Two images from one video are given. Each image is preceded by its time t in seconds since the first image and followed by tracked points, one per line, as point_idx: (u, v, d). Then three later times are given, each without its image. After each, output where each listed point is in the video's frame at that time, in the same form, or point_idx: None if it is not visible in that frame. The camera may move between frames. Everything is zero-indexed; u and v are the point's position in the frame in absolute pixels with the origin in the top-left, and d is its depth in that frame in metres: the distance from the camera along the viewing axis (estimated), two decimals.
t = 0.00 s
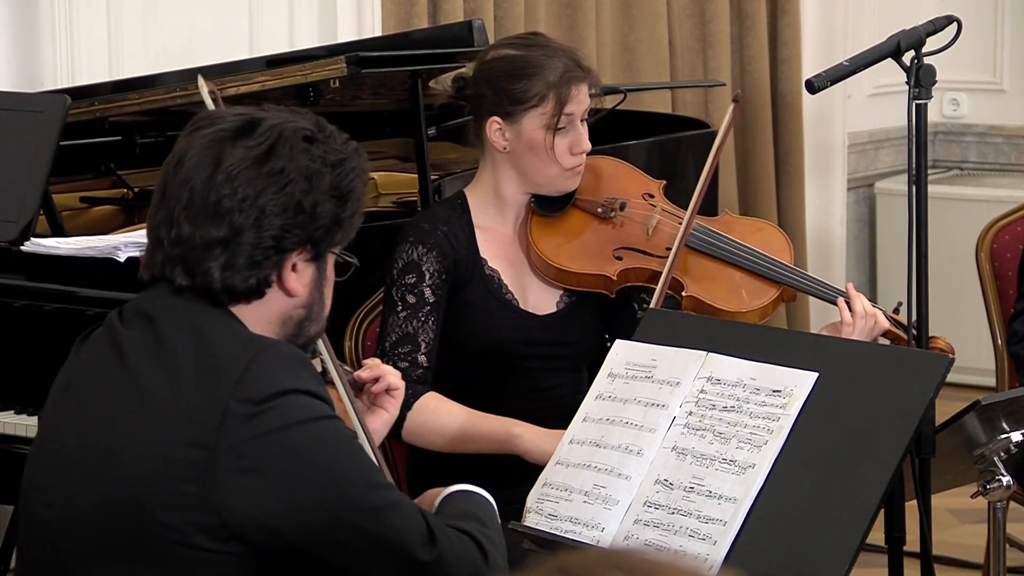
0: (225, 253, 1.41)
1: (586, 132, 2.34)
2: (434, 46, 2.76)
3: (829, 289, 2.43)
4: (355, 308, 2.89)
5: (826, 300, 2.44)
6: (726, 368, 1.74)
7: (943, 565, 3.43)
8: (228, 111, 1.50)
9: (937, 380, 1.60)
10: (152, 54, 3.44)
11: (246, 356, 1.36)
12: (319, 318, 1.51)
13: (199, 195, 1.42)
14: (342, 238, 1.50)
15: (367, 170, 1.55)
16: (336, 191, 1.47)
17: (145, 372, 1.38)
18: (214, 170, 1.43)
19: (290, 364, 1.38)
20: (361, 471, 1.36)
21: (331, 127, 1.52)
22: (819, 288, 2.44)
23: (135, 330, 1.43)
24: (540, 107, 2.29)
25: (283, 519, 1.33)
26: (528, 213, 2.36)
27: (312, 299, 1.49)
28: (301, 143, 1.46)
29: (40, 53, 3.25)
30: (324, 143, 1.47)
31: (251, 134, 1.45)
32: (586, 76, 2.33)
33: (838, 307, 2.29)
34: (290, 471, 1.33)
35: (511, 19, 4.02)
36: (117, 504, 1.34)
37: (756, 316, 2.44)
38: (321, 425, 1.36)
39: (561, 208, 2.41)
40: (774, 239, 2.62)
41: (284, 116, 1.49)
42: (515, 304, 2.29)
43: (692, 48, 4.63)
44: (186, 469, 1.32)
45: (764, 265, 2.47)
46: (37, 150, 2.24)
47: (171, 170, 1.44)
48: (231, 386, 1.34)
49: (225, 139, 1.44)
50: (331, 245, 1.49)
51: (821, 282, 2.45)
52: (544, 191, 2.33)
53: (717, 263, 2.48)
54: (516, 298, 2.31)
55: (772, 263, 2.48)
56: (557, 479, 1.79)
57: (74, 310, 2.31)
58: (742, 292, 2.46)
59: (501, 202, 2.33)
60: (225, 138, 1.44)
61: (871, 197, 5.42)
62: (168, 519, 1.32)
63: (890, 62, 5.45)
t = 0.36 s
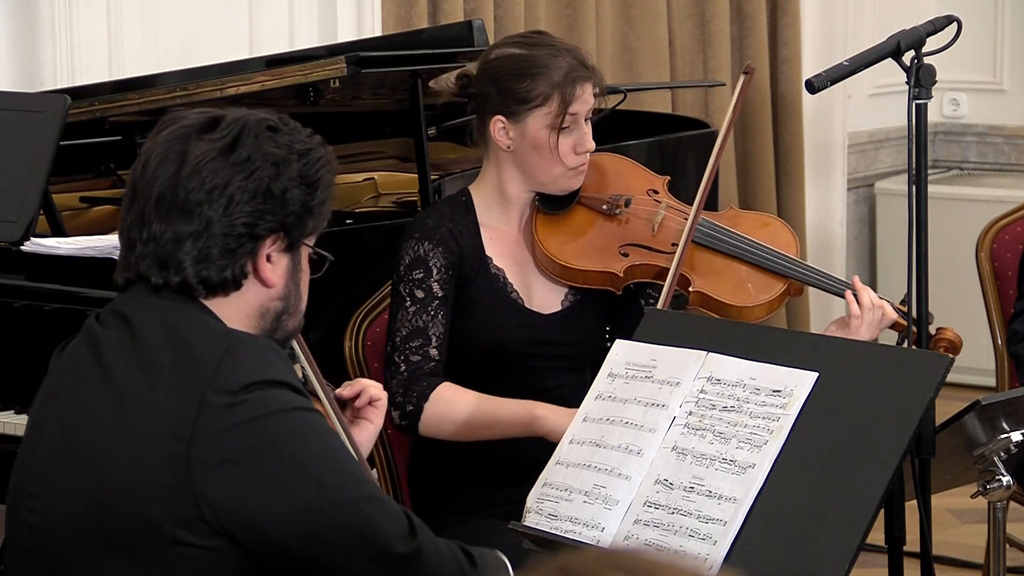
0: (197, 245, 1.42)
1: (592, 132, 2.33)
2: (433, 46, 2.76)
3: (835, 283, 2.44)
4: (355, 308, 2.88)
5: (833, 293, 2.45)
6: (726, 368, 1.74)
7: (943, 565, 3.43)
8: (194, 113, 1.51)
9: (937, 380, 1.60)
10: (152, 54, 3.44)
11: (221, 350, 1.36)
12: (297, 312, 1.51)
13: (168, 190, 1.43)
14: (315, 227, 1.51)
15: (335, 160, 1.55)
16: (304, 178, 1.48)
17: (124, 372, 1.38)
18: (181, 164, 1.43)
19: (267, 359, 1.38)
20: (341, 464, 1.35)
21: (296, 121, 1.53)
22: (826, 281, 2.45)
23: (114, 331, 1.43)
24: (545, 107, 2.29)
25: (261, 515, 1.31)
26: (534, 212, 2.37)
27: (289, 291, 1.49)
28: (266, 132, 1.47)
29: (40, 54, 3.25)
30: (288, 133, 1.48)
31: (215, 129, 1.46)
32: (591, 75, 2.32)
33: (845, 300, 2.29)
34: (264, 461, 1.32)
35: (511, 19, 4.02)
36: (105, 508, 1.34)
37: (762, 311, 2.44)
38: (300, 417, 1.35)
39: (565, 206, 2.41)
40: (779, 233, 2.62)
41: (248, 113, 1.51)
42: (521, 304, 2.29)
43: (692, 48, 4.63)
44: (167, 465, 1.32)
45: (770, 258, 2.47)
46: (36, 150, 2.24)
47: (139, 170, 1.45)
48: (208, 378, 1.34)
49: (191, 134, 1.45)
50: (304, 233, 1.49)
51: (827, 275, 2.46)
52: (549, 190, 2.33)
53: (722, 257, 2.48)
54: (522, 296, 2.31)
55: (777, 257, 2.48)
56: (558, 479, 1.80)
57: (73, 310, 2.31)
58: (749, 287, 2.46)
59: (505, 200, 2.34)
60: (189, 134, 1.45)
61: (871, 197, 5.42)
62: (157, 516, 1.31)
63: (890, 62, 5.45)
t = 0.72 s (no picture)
0: (184, 244, 1.42)
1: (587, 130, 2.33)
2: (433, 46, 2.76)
3: (842, 268, 2.44)
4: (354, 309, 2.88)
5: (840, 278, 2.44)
6: (726, 368, 1.74)
7: (943, 565, 3.43)
8: (182, 114, 1.51)
9: (937, 380, 1.60)
10: (152, 54, 3.44)
11: (207, 352, 1.36)
12: (284, 313, 1.51)
13: (155, 190, 1.43)
14: (303, 228, 1.51)
15: (323, 162, 1.55)
16: (292, 180, 1.48)
17: (110, 372, 1.38)
18: (169, 163, 1.43)
19: (254, 361, 1.39)
20: (318, 473, 1.35)
21: (283, 123, 1.54)
22: (832, 266, 2.45)
23: (100, 332, 1.43)
24: (543, 106, 2.29)
25: (247, 519, 1.32)
26: (534, 211, 2.38)
27: (277, 292, 1.49)
28: (254, 133, 1.47)
29: (40, 54, 3.26)
30: (276, 134, 1.49)
31: (204, 130, 1.46)
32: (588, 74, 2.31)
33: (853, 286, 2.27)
34: (246, 472, 1.32)
35: (511, 19, 4.02)
36: (87, 515, 1.34)
37: (769, 299, 2.44)
38: (284, 422, 1.36)
39: (564, 206, 2.42)
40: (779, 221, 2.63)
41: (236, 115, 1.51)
42: (524, 302, 2.29)
43: (692, 48, 4.63)
44: (152, 469, 1.32)
45: (774, 247, 2.48)
46: (35, 150, 2.24)
47: (126, 170, 1.46)
48: (195, 380, 1.34)
49: (179, 134, 1.45)
50: (291, 234, 1.50)
51: (833, 261, 2.46)
52: (547, 189, 2.34)
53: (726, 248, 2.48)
54: (526, 296, 2.31)
55: (781, 245, 2.48)
56: (558, 479, 1.80)
57: (72, 310, 2.31)
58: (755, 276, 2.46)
59: (504, 201, 2.34)
60: (177, 134, 1.45)
61: (871, 197, 5.42)
62: (142, 519, 1.32)
63: (890, 62, 5.45)
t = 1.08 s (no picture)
0: (177, 245, 1.42)
1: (577, 139, 2.31)
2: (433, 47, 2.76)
3: (838, 280, 2.45)
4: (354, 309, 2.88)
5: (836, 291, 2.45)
6: (726, 368, 1.74)
7: (943, 564, 3.43)
8: (174, 114, 1.51)
9: (936, 380, 1.60)
10: (151, 54, 3.44)
11: (204, 354, 1.36)
12: (277, 312, 1.51)
13: (148, 191, 1.43)
14: (295, 227, 1.51)
15: (315, 160, 1.55)
16: (284, 179, 1.48)
17: (107, 373, 1.38)
18: (161, 164, 1.43)
19: (250, 364, 1.39)
20: (312, 478, 1.36)
21: (275, 122, 1.53)
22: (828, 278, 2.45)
23: (96, 333, 1.43)
24: (526, 112, 2.28)
25: (243, 522, 1.32)
26: (532, 218, 2.37)
27: (269, 291, 1.49)
28: (246, 133, 1.47)
29: (39, 54, 3.26)
30: (268, 133, 1.49)
31: (195, 130, 1.46)
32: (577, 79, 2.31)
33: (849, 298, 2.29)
34: (241, 475, 1.32)
35: (511, 18, 4.02)
36: (84, 517, 1.33)
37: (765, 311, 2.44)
38: (280, 426, 1.36)
39: (562, 211, 2.41)
40: (777, 228, 2.63)
41: (228, 113, 1.51)
42: (522, 302, 2.30)
43: (692, 48, 4.63)
44: (148, 472, 1.32)
45: (771, 258, 2.48)
46: (35, 150, 2.24)
47: (119, 171, 1.46)
48: (192, 384, 1.34)
49: (171, 135, 1.45)
50: (284, 234, 1.50)
51: (829, 273, 2.47)
52: (538, 195, 2.33)
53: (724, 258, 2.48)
54: (524, 297, 2.31)
55: (778, 257, 2.49)
56: (558, 479, 1.80)
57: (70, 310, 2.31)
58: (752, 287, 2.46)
59: (500, 202, 2.33)
60: (169, 135, 1.45)
61: (871, 197, 5.43)
62: (139, 522, 1.32)
63: (890, 62, 5.45)
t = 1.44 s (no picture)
0: (182, 250, 1.42)
1: (578, 141, 2.31)
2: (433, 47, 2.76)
3: (837, 287, 2.45)
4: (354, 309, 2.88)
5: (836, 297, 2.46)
6: (726, 368, 1.74)
7: (943, 565, 3.43)
8: (180, 115, 1.51)
9: (936, 380, 1.60)
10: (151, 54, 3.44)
11: (207, 359, 1.36)
12: (279, 314, 1.52)
13: (152, 194, 1.43)
14: (300, 230, 1.51)
15: (321, 162, 1.55)
16: (290, 183, 1.47)
17: (110, 376, 1.38)
18: (166, 168, 1.43)
19: (253, 371, 1.38)
20: (314, 483, 1.36)
21: (282, 123, 1.53)
22: (828, 285, 2.45)
23: (98, 336, 1.43)
24: (528, 112, 2.28)
25: (244, 526, 1.32)
26: (532, 218, 2.37)
27: (273, 294, 1.50)
28: (252, 137, 1.46)
29: (39, 54, 3.26)
30: (275, 136, 1.48)
31: (200, 133, 1.46)
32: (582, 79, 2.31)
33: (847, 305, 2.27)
34: (241, 477, 1.33)
35: (511, 18, 4.02)
36: (84, 518, 1.33)
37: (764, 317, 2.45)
38: (282, 430, 1.36)
39: (563, 213, 2.41)
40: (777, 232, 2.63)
41: (234, 114, 1.50)
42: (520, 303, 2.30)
43: (692, 48, 4.62)
44: (148, 476, 1.32)
45: (771, 265, 2.48)
46: (34, 149, 2.24)
47: (124, 174, 1.46)
48: (195, 390, 1.34)
49: (176, 138, 1.45)
50: (289, 237, 1.50)
51: (829, 279, 2.47)
52: (539, 196, 2.33)
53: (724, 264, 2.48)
54: (523, 297, 2.31)
55: (778, 263, 2.48)
56: (557, 479, 1.80)
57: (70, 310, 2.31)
58: (751, 293, 2.46)
59: (501, 202, 2.34)
60: (174, 137, 1.45)
61: (871, 197, 5.43)
62: (139, 525, 1.32)
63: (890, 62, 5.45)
